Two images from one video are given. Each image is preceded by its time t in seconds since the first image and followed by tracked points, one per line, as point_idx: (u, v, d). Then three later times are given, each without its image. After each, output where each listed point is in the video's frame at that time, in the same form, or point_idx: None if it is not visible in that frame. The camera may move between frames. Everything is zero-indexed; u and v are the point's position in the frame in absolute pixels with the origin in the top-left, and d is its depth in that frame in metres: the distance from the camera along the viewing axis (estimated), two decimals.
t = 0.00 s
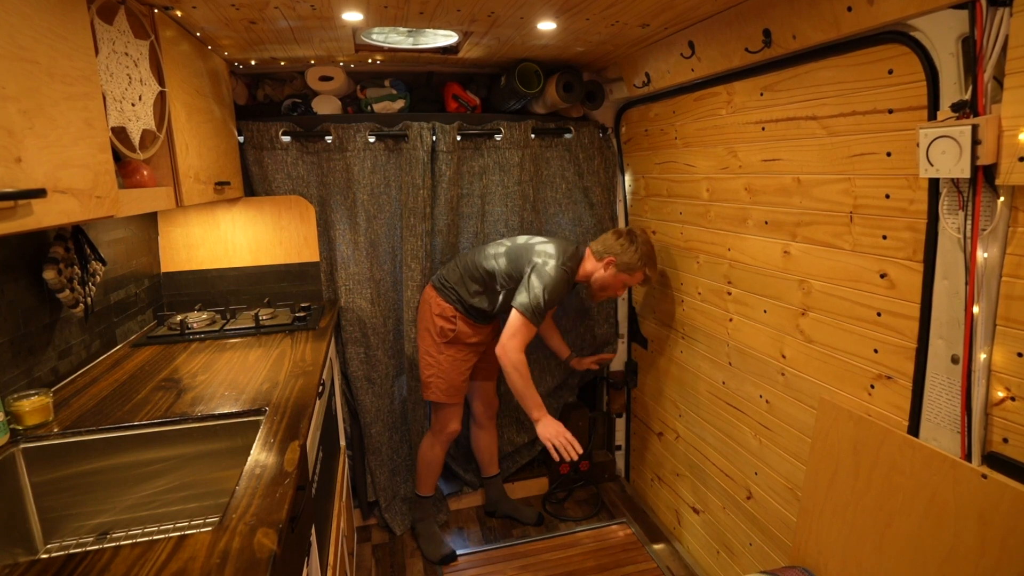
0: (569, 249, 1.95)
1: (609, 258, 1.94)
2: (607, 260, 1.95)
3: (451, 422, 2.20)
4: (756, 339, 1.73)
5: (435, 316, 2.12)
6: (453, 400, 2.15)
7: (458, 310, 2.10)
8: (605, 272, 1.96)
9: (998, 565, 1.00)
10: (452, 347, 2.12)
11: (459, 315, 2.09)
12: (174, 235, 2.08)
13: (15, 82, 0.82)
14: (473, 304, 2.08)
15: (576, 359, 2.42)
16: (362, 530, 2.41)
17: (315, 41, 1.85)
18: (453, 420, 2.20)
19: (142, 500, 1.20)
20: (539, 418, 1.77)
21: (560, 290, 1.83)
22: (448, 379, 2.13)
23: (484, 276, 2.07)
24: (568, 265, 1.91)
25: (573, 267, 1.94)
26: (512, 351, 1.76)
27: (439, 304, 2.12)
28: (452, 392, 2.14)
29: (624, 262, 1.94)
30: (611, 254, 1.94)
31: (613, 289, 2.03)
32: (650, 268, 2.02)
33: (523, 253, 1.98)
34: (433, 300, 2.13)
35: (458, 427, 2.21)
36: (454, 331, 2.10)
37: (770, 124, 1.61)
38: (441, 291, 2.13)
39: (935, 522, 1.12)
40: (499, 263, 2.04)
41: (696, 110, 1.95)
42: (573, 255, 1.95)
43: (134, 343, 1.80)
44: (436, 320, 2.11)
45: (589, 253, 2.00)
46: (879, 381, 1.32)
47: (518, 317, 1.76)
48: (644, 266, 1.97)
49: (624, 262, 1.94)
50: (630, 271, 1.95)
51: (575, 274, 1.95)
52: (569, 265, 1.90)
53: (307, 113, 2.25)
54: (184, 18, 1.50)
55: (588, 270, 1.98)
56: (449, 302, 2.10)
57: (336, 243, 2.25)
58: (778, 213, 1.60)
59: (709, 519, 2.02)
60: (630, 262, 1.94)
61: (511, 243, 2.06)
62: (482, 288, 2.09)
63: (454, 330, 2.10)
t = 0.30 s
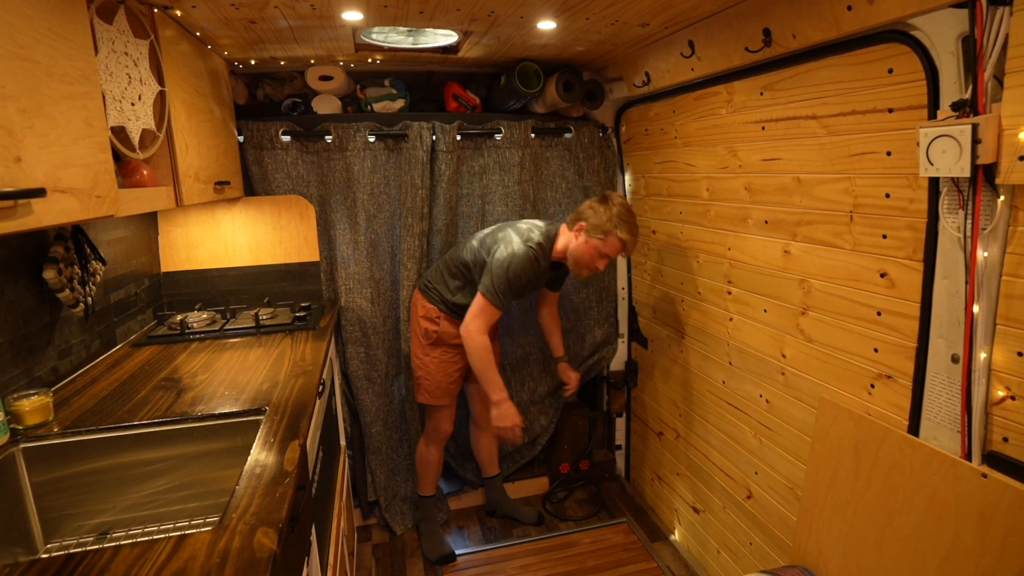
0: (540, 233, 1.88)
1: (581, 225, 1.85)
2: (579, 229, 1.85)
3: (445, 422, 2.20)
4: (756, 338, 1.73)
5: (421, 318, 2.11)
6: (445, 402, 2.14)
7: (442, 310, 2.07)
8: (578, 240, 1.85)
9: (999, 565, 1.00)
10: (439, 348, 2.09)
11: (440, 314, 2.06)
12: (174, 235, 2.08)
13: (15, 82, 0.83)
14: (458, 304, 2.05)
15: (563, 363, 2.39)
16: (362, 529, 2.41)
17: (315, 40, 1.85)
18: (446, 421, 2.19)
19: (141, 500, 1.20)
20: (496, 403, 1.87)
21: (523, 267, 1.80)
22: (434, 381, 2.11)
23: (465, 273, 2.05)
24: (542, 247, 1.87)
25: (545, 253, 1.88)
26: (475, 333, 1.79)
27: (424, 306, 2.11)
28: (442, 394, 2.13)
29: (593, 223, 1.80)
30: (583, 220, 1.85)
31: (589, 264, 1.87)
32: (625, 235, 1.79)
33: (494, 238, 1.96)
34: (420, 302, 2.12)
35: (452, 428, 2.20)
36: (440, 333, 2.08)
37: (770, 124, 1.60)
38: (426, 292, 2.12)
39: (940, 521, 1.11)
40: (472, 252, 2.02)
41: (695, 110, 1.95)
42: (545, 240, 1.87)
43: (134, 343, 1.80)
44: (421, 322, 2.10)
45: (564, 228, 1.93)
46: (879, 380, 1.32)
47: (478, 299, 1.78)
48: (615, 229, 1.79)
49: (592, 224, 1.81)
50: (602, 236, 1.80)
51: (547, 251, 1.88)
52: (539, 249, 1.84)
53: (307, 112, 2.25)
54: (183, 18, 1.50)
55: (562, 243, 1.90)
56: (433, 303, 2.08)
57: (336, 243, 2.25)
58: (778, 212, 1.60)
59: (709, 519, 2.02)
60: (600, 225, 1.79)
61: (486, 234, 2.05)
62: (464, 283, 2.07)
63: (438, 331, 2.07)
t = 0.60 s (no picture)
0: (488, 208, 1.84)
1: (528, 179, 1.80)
2: (527, 187, 1.81)
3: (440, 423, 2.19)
4: (756, 338, 1.73)
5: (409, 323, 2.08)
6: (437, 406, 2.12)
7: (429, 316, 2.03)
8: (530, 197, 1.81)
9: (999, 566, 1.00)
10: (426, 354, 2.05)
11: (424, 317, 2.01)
12: (174, 235, 2.09)
13: (15, 82, 0.83)
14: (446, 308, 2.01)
15: (524, 344, 2.31)
16: (362, 529, 2.42)
17: (314, 40, 1.85)
18: (440, 423, 2.17)
19: (141, 500, 1.20)
20: (432, 369, 1.91)
21: (469, 241, 1.79)
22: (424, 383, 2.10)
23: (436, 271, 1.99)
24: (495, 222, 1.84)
25: (497, 229, 1.85)
26: (418, 302, 1.81)
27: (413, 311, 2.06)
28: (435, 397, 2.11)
29: (538, 174, 1.77)
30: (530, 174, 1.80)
31: (548, 218, 1.81)
32: (570, 178, 1.73)
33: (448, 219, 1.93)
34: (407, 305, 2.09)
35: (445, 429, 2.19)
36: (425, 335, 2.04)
37: (770, 123, 1.60)
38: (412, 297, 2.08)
39: (944, 521, 1.11)
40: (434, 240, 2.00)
41: (695, 109, 1.95)
42: (493, 215, 1.83)
43: (134, 343, 1.80)
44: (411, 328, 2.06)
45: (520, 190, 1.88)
46: (879, 379, 1.32)
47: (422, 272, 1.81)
48: (560, 175, 1.73)
49: (537, 175, 1.77)
50: (548, 185, 1.75)
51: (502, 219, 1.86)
52: (487, 223, 1.82)
53: (307, 112, 2.24)
54: (183, 18, 1.51)
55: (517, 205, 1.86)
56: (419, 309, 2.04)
57: (336, 242, 2.25)
58: (778, 212, 1.60)
59: (709, 519, 2.02)
60: (545, 172, 1.75)
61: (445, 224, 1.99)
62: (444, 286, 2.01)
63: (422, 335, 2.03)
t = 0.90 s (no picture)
0: (439, 184, 1.83)
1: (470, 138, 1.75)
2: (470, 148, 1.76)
3: (436, 426, 2.16)
4: (756, 338, 1.73)
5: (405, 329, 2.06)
6: (435, 414, 2.10)
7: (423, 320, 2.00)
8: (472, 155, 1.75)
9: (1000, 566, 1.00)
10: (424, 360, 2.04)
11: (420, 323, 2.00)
12: (174, 235, 2.09)
13: (15, 82, 0.83)
14: (436, 308, 1.98)
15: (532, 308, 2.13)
16: (363, 529, 2.42)
17: (314, 40, 1.85)
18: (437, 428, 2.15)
19: (141, 499, 1.20)
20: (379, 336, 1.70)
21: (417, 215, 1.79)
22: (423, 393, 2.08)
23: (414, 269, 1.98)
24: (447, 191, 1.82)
25: (452, 207, 1.82)
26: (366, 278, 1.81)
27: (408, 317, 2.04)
28: (432, 405, 2.09)
29: (473, 130, 1.71)
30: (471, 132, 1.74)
31: (490, 173, 1.72)
32: (498, 124, 1.63)
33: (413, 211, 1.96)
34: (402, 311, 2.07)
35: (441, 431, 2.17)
36: (420, 343, 2.02)
37: (770, 123, 1.60)
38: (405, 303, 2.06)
39: (944, 521, 1.12)
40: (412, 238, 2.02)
41: (695, 109, 1.95)
42: (442, 188, 1.82)
43: (134, 343, 1.80)
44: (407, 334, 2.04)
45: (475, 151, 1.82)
46: (879, 379, 1.32)
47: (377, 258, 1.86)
48: (489, 125, 1.64)
49: (472, 131, 1.71)
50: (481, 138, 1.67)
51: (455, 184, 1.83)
52: (435, 197, 1.80)
53: (307, 112, 2.24)
54: (184, 18, 1.51)
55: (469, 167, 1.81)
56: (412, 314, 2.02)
57: (336, 242, 2.25)
58: (778, 212, 1.60)
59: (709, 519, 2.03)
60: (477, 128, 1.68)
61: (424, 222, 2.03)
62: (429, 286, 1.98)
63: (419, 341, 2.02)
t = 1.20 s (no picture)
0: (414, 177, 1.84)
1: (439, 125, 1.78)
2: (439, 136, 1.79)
3: (435, 430, 2.15)
4: (757, 337, 1.73)
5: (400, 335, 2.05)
6: (434, 419, 2.10)
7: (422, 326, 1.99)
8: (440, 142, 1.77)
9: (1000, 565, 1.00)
10: (422, 365, 2.04)
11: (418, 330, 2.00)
12: (174, 235, 2.09)
13: (15, 82, 0.83)
14: (432, 309, 1.97)
15: (524, 277, 2.25)
16: (363, 529, 2.42)
17: (314, 40, 1.86)
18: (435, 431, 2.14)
19: (142, 499, 1.20)
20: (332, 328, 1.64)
21: (393, 208, 1.80)
22: (423, 399, 2.08)
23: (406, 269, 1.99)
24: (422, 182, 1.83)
25: (428, 198, 1.83)
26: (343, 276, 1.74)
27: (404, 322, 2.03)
28: (431, 411, 2.09)
29: (439, 117, 1.75)
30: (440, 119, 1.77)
31: (456, 158, 1.74)
32: (457, 110, 1.66)
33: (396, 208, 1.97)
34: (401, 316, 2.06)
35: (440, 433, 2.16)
36: (418, 348, 2.02)
37: (770, 123, 1.60)
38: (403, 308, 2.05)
39: (944, 521, 1.12)
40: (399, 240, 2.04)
41: (695, 109, 1.95)
42: (418, 180, 1.83)
43: (134, 342, 1.80)
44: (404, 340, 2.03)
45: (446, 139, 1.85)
46: (879, 378, 1.32)
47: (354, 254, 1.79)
48: (451, 111, 1.67)
49: (439, 119, 1.75)
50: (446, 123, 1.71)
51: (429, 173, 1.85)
52: (413, 192, 1.82)
53: (307, 112, 2.24)
54: (184, 18, 1.51)
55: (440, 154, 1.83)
56: (411, 318, 2.01)
57: (336, 241, 2.24)
58: (777, 212, 1.60)
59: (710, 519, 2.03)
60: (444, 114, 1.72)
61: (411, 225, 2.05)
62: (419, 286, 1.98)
63: (416, 347, 2.01)
